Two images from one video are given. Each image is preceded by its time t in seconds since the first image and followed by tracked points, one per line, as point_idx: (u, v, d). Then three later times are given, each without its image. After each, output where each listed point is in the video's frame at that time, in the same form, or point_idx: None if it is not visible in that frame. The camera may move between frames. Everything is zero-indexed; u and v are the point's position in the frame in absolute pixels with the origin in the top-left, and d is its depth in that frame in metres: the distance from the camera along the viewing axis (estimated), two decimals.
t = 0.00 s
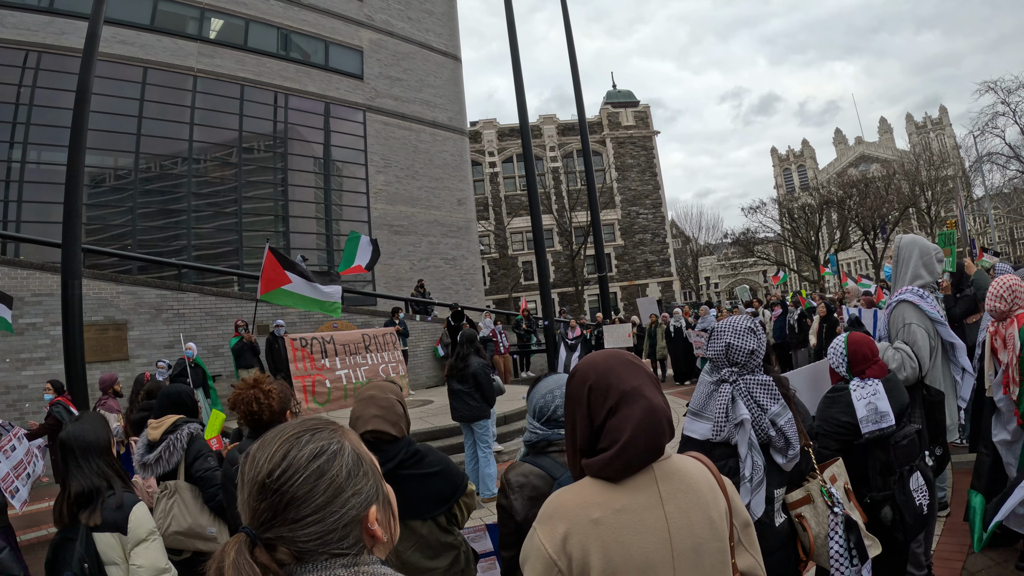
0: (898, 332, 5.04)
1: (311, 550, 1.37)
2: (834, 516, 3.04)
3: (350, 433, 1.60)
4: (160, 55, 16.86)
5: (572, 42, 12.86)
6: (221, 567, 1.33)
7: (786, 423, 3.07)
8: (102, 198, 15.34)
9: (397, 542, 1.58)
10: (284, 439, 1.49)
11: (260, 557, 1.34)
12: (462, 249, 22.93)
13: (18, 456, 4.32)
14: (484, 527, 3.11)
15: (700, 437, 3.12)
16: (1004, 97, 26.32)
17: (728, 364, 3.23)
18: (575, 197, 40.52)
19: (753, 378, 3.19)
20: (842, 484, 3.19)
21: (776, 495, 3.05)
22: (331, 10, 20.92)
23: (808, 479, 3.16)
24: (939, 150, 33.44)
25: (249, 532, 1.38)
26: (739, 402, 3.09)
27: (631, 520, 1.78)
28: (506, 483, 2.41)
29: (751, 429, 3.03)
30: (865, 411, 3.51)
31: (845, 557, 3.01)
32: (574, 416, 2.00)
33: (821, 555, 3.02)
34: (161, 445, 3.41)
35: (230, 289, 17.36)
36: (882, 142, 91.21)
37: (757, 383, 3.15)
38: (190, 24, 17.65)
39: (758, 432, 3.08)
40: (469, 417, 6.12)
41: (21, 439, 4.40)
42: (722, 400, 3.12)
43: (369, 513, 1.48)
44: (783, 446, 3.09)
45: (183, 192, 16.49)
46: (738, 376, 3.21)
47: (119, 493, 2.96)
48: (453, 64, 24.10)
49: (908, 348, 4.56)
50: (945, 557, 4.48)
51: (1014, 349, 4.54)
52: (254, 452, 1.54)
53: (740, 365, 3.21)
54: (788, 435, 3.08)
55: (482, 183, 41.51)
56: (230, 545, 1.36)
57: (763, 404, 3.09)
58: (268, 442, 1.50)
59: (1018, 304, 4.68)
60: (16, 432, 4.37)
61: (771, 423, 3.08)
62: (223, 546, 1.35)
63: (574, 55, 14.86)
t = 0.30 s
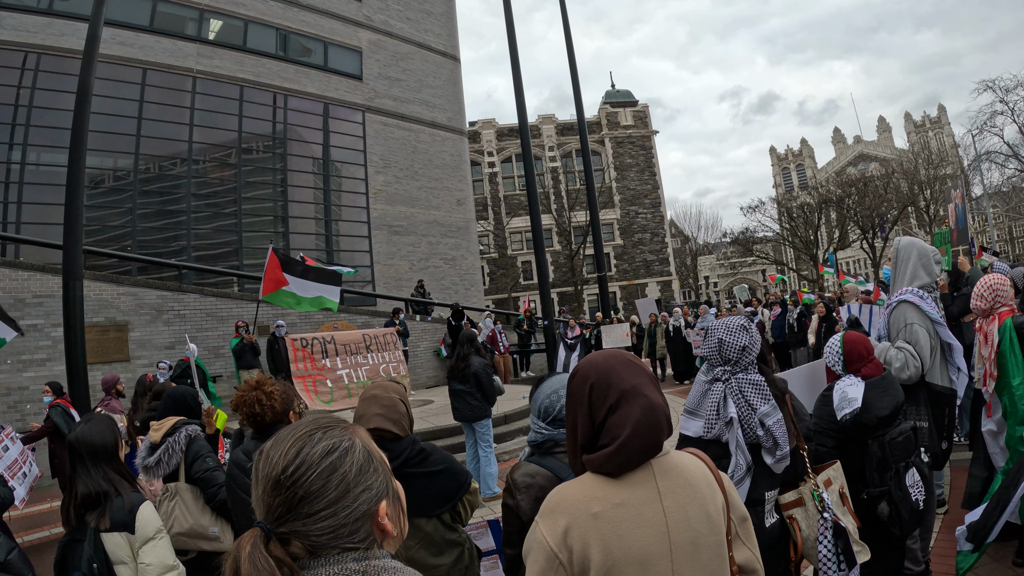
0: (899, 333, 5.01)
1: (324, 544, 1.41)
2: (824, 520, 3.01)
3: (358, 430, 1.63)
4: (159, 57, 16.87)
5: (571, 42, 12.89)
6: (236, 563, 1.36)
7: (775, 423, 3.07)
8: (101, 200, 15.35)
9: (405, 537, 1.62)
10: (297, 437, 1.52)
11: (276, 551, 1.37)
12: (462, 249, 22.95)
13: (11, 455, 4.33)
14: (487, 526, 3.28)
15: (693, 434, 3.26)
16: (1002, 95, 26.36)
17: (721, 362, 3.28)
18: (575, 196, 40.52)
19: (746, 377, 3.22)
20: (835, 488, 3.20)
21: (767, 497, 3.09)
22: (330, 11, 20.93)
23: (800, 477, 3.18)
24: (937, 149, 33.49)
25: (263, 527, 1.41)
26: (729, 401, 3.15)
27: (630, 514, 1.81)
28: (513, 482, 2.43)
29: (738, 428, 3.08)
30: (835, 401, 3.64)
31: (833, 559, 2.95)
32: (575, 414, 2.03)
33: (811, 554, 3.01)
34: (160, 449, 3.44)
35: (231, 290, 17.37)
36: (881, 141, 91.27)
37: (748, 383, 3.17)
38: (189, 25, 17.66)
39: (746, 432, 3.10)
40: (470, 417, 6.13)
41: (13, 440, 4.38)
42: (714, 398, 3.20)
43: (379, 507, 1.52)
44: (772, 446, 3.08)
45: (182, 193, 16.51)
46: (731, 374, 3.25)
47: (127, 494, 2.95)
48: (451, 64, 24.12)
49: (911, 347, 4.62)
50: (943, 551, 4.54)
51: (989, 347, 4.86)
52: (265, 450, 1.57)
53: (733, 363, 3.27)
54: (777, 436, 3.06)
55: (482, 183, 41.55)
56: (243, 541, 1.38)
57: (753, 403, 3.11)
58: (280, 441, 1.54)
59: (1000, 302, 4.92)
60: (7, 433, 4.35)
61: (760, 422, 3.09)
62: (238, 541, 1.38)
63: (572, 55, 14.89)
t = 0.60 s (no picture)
0: (902, 330, 5.03)
1: (366, 540, 1.42)
2: (828, 512, 3.06)
3: (394, 425, 1.65)
4: (159, 55, 16.84)
5: (570, 42, 12.92)
6: (278, 559, 1.35)
7: (785, 418, 3.08)
8: (100, 198, 15.34)
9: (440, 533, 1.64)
10: (335, 432, 1.53)
11: (319, 547, 1.37)
12: (461, 248, 22.97)
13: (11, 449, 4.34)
14: (493, 515, 3.39)
15: (704, 428, 3.28)
16: (1000, 96, 26.47)
17: (732, 358, 3.28)
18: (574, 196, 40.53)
19: (756, 373, 3.23)
20: (839, 480, 3.23)
21: (775, 488, 3.12)
22: (329, 9, 20.92)
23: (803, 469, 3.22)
24: (935, 149, 33.60)
25: (304, 524, 1.41)
26: (741, 396, 3.17)
27: (645, 504, 1.85)
28: (526, 477, 2.45)
29: (750, 423, 3.09)
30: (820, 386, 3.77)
31: (835, 550, 3.03)
32: (591, 406, 2.07)
33: (815, 545, 3.06)
34: (165, 448, 3.47)
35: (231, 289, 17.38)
36: (880, 141, 91.46)
37: (760, 379, 3.18)
38: (189, 24, 17.63)
39: (756, 426, 3.11)
40: (473, 414, 6.17)
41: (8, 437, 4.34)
42: (725, 394, 3.22)
43: (419, 502, 1.54)
44: (781, 440, 3.10)
45: (182, 192, 16.52)
46: (741, 370, 3.26)
47: (136, 491, 2.94)
48: (451, 63, 24.13)
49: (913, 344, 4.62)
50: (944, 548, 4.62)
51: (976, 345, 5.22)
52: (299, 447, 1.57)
53: (743, 359, 3.27)
54: (787, 429, 3.09)
55: (481, 182, 41.57)
56: (284, 538, 1.37)
57: (764, 399, 3.13)
58: (316, 437, 1.55)
59: (990, 300, 5.12)
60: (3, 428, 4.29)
61: (771, 417, 3.10)
62: (280, 539, 1.37)
63: (572, 55, 14.92)
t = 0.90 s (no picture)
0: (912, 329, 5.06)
1: (497, 525, 1.36)
2: (850, 499, 3.14)
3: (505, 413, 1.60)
4: (163, 53, 16.86)
5: (576, 42, 12.96)
6: (417, 546, 1.26)
7: (811, 408, 3.35)
8: (103, 196, 15.37)
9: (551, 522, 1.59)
10: (458, 416, 1.48)
11: (455, 534, 1.29)
12: (463, 247, 23.00)
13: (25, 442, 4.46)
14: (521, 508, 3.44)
15: (735, 418, 3.64)
16: (1000, 98, 26.53)
17: (758, 352, 3.66)
18: (575, 195, 40.59)
19: (781, 365, 3.55)
20: (859, 469, 3.27)
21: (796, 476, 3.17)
22: (333, 8, 20.94)
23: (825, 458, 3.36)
24: (936, 150, 33.64)
25: (435, 509, 1.34)
26: (768, 386, 3.51)
27: (692, 486, 2.03)
28: (563, 467, 2.52)
29: (777, 413, 3.42)
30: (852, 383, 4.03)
31: (858, 535, 3.11)
32: (639, 397, 2.23)
33: (837, 532, 3.10)
34: (192, 445, 3.48)
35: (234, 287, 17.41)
36: (880, 142, 91.51)
37: (785, 370, 3.48)
38: (193, 22, 17.64)
39: (784, 415, 3.42)
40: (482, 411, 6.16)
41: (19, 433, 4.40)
42: (753, 385, 3.58)
43: (539, 486, 1.49)
44: (808, 428, 3.36)
45: (186, 189, 16.57)
46: (767, 363, 3.60)
47: (173, 487, 2.91)
48: (454, 63, 24.15)
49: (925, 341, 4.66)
50: (952, 540, 4.77)
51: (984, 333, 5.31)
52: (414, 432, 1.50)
53: (769, 352, 3.62)
54: (812, 418, 3.35)
55: (482, 181, 41.61)
56: (417, 525, 1.29)
57: (789, 389, 3.42)
58: (434, 422, 1.48)
59: (995, 295, 5.19)
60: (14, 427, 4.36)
61: (797, 407, 3.40)
62: (413, 528, 1.29)
63: (576, 55, 14.97)
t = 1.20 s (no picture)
0: (929, 328, 5.22)
1: (633, 508, 1.50)
2: (881, 488, 3.40)
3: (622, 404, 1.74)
4: (167, 51, 16.86)
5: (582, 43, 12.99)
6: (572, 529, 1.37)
7: (842, 403, 3.76)
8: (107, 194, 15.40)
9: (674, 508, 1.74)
10: (592, 407, 1.61)
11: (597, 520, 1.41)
12: (466, 246, 23.01)
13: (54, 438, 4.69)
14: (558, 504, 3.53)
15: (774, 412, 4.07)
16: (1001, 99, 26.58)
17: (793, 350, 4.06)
18: (577, 195, 40.62)
19: (814, 362, 3.99)
20: (887, 460, 3.50)
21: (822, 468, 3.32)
22: (337, 7, 20.95)
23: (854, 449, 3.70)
24: (937, 151, 33.68)
25: (578, 497, 1.46)
26: (801, 383, 3.95)
27: (743, 475, 2.50)
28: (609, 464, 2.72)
29: (811, 407, 3.87)
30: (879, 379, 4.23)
31: (889, 521, 3.40)
32: (697, 388, 2.72)
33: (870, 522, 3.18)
34: (220, 444, 3.72)
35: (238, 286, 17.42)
36: (880, 143, 91.48)
37: (817, 367, 3.93)
38: (197, 20, 17.64)
39: (817, 409, 3.85)
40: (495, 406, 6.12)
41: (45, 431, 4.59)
42: (788, 381, 4.04)
43: (662, 474, 1.63)
44: (839, 421, 3.75)
45: (189, 188, 16.61)
46: (801, 360, 4.05)
47: (208, 488, 2.97)
48: (457, 63, 24.18)
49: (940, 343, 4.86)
50: (965, 535, 4.95)
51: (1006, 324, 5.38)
52: (547, 422, 1.63)
53: (802, 350, 4.06)
54: (844, 413, 3.73)
55: (484, 181, 41.56)
56: (567, 513, 1.39)
57: (822, 385, 3.87)
58: (568, 414, 1.61)
59: (1011, 293, 5.32)
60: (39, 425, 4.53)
61: (830, 401, 3.81)
62: (563, 513, 1.39)
63: (581, 56, 15.03)
